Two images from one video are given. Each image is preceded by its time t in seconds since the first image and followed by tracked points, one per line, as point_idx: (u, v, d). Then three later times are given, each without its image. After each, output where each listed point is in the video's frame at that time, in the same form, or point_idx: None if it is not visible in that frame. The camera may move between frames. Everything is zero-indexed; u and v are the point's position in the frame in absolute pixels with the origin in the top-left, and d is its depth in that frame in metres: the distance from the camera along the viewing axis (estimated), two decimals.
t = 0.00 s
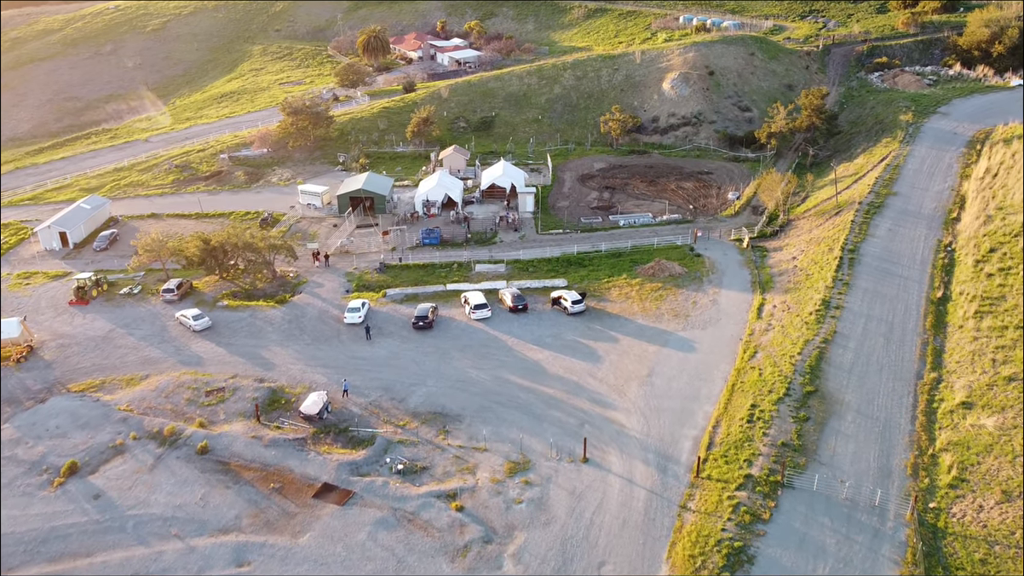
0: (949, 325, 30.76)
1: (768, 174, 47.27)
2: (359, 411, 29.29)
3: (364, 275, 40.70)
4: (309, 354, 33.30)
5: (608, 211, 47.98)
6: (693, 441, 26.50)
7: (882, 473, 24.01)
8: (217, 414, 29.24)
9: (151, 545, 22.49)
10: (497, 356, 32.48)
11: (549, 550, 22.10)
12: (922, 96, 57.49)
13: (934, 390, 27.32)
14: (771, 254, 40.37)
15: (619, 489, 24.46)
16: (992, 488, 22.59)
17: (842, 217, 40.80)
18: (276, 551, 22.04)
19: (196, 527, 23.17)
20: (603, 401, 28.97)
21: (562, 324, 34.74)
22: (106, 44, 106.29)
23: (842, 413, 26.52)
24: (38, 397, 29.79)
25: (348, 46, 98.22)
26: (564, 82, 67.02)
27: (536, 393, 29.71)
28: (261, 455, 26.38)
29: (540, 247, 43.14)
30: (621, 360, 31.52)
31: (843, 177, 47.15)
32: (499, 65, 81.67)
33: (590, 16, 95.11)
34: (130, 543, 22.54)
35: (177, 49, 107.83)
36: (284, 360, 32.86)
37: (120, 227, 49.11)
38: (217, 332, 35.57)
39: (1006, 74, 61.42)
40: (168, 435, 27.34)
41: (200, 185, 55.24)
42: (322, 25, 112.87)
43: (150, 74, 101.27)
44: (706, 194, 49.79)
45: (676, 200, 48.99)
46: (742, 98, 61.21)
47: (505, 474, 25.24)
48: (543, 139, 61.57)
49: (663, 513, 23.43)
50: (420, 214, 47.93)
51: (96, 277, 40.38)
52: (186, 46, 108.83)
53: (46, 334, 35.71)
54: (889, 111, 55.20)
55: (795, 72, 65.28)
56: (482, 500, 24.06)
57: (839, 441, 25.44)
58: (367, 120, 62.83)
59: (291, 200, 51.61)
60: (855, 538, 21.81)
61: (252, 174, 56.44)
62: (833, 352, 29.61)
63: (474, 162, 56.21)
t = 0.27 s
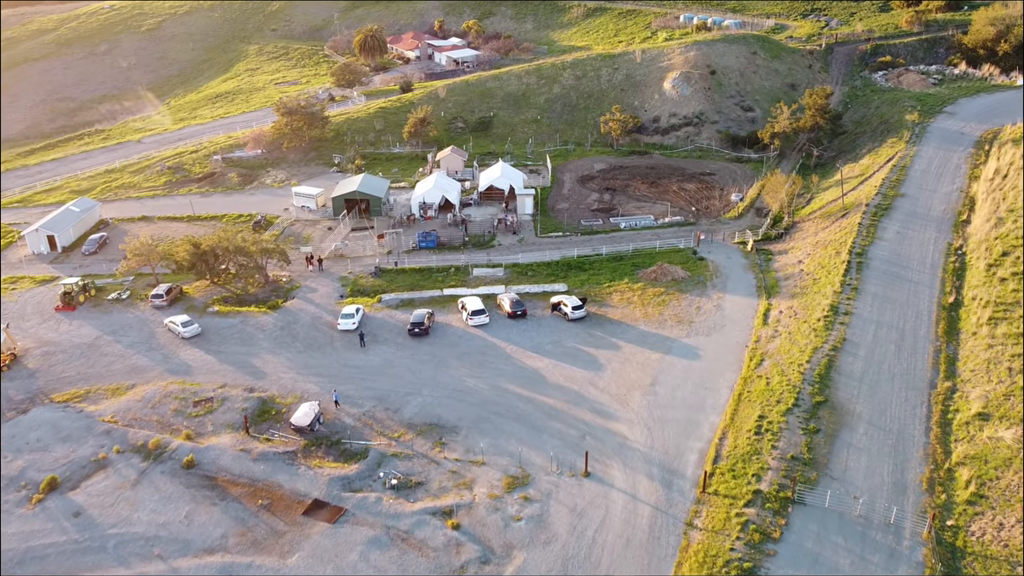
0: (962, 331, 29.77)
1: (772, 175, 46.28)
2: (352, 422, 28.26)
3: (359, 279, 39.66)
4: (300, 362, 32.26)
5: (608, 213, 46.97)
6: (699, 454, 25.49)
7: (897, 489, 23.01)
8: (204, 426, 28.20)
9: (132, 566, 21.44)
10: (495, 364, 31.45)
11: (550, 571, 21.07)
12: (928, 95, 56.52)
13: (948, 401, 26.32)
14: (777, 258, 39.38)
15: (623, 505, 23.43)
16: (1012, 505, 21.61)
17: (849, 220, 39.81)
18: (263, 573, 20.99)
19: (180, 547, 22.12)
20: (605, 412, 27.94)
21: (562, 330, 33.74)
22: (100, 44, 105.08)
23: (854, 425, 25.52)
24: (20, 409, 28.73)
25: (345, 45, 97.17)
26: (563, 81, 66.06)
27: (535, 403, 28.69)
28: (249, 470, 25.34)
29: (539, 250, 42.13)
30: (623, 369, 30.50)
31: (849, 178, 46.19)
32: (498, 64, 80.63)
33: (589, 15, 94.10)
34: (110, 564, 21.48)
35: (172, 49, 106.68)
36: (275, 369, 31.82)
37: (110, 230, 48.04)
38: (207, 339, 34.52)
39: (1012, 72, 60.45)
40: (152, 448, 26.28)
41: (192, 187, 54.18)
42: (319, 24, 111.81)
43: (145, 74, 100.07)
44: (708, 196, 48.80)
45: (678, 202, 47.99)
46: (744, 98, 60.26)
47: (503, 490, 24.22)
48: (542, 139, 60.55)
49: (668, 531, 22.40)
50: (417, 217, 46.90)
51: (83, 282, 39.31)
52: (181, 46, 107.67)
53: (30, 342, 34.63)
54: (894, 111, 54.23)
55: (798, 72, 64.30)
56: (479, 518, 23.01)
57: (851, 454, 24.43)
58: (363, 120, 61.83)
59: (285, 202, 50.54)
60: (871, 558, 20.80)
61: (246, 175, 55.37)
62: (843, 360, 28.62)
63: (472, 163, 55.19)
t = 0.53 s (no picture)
0: (977, 337, 28.77)
1: (777, 176, 45.28)
2: (344, 433, 27.22)
3: (353, 283, 38.60)
4: (292, 370, 31.19)
5: (609, 215, 45.95)
6: (705, 467, 24.46)
7: (913, 505, 21.99)
8: (191, 438, 27.13)
9: None
10: (494, 372, 30.43)
11: None
12: (934, 94, 55.57)
13: (964, 411, 25.32)
14: (782, 261, 38.39)
15: (626, 522, 22.38)
16: None
17: (856, 222, 38.81)
18: None
19: (162, 568, 21.05)
20: (607, 422, 26.91)
21: (563, 336, 32.72)
22: (94, 44, 103.72)
23: (866, 437, 24.51)
24: None
25: (342, 45, 96.16)
26: (562, 80, 65.08)
27: (535, 413, 27.66)
28: (237, 485, 24.28)
29: (538, 253, 41.08)
30: (626, 377, 29.47)
31: (855, 179, 45.23)
32: (496, 64, 79.63)
33: (588, 13, 93.13)
34: None
35: (168, 49, 105.50)
36: (266, 377, 30.75)
37: (99, 232, 46.95)
38: (196, 346, 33.43)
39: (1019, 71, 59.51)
40: (136, 462, 25.21)
41: (185, 188, 53.06)
42: (316, 23, 110.76)
43: (139, 73, 98.79)
44: (711, 197, 47.78)
45: (681, 203, 46.96)
46: (746, 97, 59.31)
47: (502, 506, 23.16)
48: (541, 139, 59.53)
49: (674, 549, 21.35)
50: (413, 219, 45.87)
51: (70, 286, 38.20)
52: (176, 46, 106.49)
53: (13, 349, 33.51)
54: (900, 110, 53.25)
55: (801, 71, 63.33)
56: (477, 536, 21.95)
57: (864, 468, 23.41)
58: (360, 121, 60.82)
59: (279, 204, 49.48)
60: None
61: (239, 176, 54.29)
62: (853, 369, 27.62)
63: (470, 163, 54.17)
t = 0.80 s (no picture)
0: (992, 344, 27.76)
1: (781, 177, 44.29)
2: (336, 445, 26.17)
3: (348, 288, 37.52)
4: (283, 378, 30.12)
5: (610, 217, 44.92)
6: (712, 481, 23.44)
7: (932, 522, 20.96)
8: (177, 450, 26.06)
9: None
10: (492, 380, 29.40)
11: None
12: (940, 93, 54.61)
13: (981, 422, 24.31)
14: (789, 265, 37.41)
15: (631, 540, 21.34)
16: None
17: (864, 224, 37.82)
18: None
19: None
20: (610, 434, 25.89)
21: (563, 342, 31.69)
22: (88, 42, 102.38)
23: (880, 450, 23.50)
24: None
25: (339, 44, 95.13)
26: (562, 80, 64.09)
27: (535, 424, 26.62)
28: (223, 501, 23.20)
29: (538, 256, 40.05)
30: (629, 386, 28.45)
31: (861, 180, 44.25)
32: (495, 63, 78.63)
33: (587, 12, 92.13)
34: None
35: (163, 48, 104.26)
36: (256, 386, 29.66)
37: (88, 235, 45.83)
38: (185, 353, 32.32)
39: None
40: (118, 476, 24.13)
41: (177, 189, 51.91)
42: (312, 22, 109.69)
43: (134, 73, 97.53)
44: (714, 198, 46.77)
45: (683, 205, 45.95)
46: (749, 96, 58.36)
47: (500, 523, 22.12)
48: (541, 139, 58.49)
49: (682, 569, 20.31)
50: (409, 221, 44.83)
51: (56, 291, 37.07)
52: (172, 45, 105.26)
53: None
54: (906, 109, 52.28)
55: (805, 69, 62.35)
56: (474, 555, 20.90)
57: (879, 482, 22.40)
58: (356, 120, 59.82)
59: (273, 206, 48.41)
60: None
61: (232, 177, 53.19)
62: (865, 377, 26.61)
63: (468, 164, 53.15)
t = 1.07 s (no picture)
0: (1008, 352, 26.76)
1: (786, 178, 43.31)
2: (328, 459, 25.11)
3: (341, 292, 36.49)
4: (273, 388, 29.07)
5: (611, 219, 43.90)
6: (720, 498, 22.41)
7: (951, 542, 19.94)
8: (161, 464, 25.00)
9: None
10: (490, 390, 28.35)
11: None
12: (946, 93, 53.69)
13: (1000, 434, 23.30)
14: (795, 269, 36.41)
15: (635, 560, 20.27)
16: None
17: (872, 227, 36.82)
18: None
19: None
20: (613, 447, 24.85)
21: (563, 349, 30.72)
22: (82, 41, 101.02)
23: (895, 465, 22.49)
24: None
25: (336, 43, 94.12)
26: (561, 79, 63.12)
27: (534, 437, 25.58)
28: (208, 519, 22.13)
29: (537, 260, 39.03)
30: (632, 396, 27.39)
31: (867, 181, 43.30)
32: (493, 62, 77.62)
33: (587, 11, 91.14)
34: None
35: (157, 48, 102.96)
36: (245, 396, 28.58)
37: (77, 238, 44.69)
38: (172, 361, 31.25)
39: None
40: (99, 493, 23.08)
41: (168, 191, 50.78)
42: (309, 22, 108.60)
43: (128, 72, 96.24)
44: (717, 200, 45.78)
45: (685, 207, 44.94)
46: (751, 96, 57.43)
47: (498, 542, 21.06)
48: (540, 139, 57.47)
49: None
50: (405, 224, 43.80)
51: (41, 297, 35.95)
52: (166, 45, 104.00)
53: None
54: (912, 109, 51.34)
55: (808, 68, 61.41)
56: None
57: (894, 499, 21.37)
58: (351, 121, 58.81)
59: (266, 208, 47.33)
60: None
61: (225, 178, 52.11)
62: (877, 387, 25.60)
63: (465, 165, 52.15)
